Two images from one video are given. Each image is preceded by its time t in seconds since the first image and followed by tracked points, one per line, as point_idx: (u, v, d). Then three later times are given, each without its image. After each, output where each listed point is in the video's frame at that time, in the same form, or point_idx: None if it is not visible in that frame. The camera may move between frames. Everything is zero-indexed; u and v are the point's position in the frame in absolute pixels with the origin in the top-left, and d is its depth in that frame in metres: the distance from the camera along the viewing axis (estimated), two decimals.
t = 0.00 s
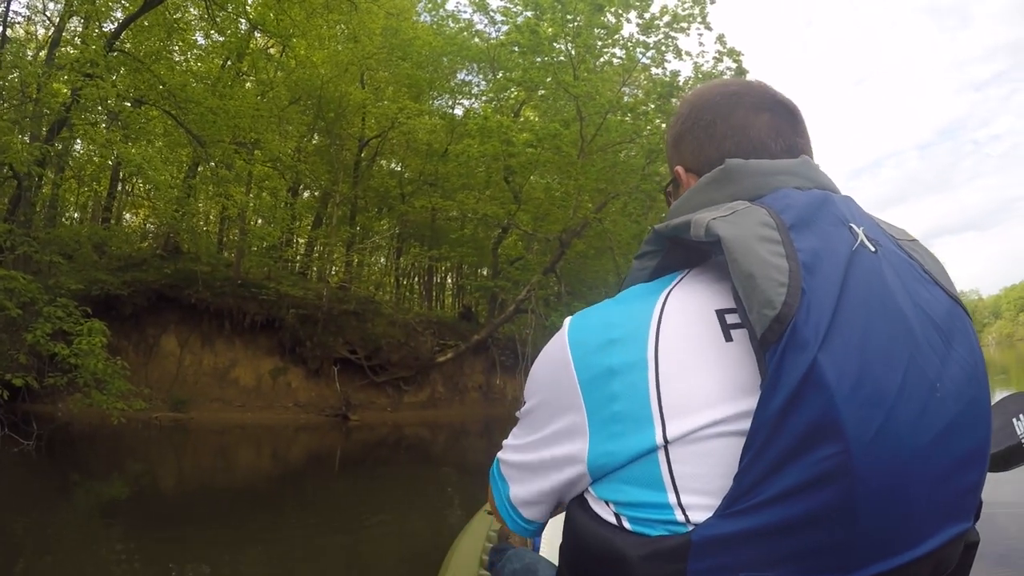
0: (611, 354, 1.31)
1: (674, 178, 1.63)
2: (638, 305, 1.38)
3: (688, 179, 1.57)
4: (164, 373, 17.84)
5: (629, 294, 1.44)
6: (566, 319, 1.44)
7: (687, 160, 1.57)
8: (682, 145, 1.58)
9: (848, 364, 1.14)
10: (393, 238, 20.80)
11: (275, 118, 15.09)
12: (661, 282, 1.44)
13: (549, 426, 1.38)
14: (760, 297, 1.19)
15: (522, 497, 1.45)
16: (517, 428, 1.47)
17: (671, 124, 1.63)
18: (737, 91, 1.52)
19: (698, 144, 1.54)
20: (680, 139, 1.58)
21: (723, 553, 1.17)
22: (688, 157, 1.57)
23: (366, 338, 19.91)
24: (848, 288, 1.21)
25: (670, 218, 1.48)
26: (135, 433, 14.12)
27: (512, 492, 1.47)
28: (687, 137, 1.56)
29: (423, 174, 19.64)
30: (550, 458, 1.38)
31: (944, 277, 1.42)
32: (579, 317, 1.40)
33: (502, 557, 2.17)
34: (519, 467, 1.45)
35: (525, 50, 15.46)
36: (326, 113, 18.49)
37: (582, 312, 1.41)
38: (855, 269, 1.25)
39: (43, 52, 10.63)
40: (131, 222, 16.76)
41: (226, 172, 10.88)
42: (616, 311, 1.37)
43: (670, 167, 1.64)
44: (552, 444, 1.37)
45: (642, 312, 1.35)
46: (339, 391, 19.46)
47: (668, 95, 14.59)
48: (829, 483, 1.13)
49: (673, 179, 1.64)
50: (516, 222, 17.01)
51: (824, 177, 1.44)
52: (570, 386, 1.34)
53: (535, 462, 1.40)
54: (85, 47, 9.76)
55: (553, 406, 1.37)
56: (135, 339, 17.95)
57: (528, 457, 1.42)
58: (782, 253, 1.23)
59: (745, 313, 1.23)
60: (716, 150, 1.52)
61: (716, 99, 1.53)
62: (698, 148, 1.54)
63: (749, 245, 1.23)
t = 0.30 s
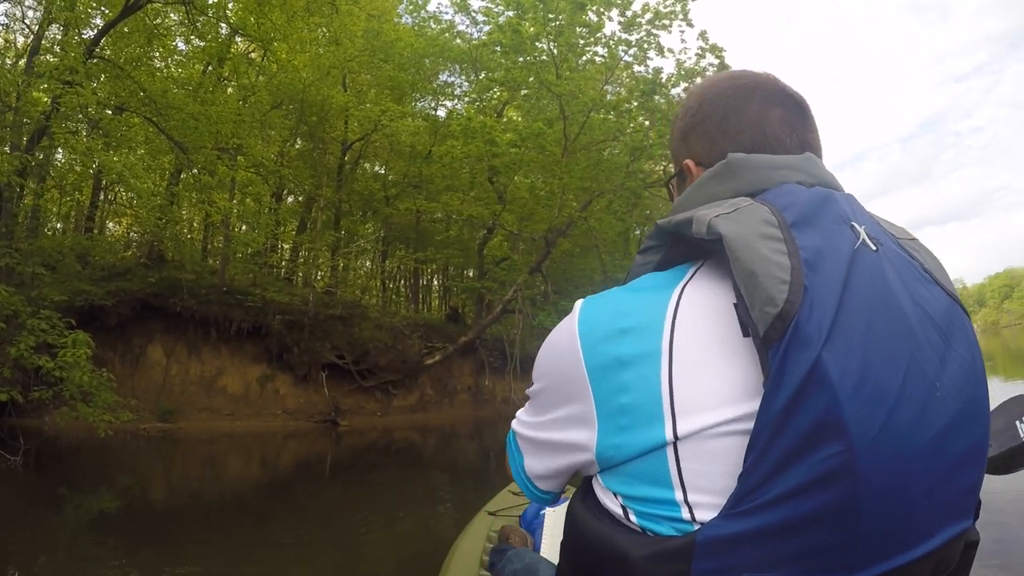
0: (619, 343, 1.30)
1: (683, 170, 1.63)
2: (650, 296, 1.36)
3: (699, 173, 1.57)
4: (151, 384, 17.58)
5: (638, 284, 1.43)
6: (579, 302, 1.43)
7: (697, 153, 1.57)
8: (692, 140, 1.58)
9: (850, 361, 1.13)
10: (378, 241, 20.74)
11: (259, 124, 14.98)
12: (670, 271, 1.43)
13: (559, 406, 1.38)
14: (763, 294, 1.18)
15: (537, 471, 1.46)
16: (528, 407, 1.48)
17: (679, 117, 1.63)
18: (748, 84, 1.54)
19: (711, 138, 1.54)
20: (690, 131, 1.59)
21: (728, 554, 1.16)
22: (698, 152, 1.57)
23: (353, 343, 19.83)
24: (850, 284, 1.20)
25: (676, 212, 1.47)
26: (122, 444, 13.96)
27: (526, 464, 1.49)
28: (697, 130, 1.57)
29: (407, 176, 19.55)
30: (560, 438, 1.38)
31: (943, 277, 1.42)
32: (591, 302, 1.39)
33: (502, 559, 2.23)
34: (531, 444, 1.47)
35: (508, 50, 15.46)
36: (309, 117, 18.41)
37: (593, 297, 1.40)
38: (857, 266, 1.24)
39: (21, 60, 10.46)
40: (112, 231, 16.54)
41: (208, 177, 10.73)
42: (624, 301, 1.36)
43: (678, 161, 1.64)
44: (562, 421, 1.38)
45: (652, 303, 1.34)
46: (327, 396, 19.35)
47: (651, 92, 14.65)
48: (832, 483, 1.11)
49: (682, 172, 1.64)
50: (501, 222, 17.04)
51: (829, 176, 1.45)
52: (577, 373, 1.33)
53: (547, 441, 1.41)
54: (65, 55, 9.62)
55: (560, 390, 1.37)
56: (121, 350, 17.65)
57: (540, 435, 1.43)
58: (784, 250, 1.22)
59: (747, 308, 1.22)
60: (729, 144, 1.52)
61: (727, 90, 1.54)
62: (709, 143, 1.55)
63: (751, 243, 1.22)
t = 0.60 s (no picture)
0: (622, 343, 1.30)
1: (693, 159, 1.63)
2: (659, 295, 1.36)
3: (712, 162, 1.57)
4: (140, 386, 17.45)
5: (647, 282, 1.43)
6: (584, 301, 1.43)
7: (710, 143, 1.58)
8: (705, 130, 1.58)
9: (857, 363, 1.13)
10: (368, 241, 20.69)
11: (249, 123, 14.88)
12: (679, 269, 1.43)
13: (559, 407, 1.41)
14: (772, 292, 1.18)
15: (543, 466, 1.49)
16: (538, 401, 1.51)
17: (691, 103, 1.63)
18: (766, 74, 1.55)
19: (727, 129, 1.54)
20: (703, 120, 1.59)
21: (734, 556, 1.16)
22: (712, 142, 1.57)
23: (343, 343, 19.76)
24: (858, 284, 1.21)
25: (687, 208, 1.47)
26: (111, 447, 13.86)
27: (536, 469, 1.50)
28: (711, 118, 1.57)
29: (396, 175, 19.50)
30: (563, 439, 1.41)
31: (952, 278, 1.42)
32: (597, 301, 1.40)
33: (502, 559, 2.27)
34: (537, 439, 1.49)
35: (498, 49, 15.45)
36: (297, 116, 18.34)
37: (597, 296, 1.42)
38: (866, 265, 1.24)
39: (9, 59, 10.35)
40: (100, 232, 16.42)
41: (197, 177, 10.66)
42: (633, 301, 1.37)
43: (690, 150, 1.64)
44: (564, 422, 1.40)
45: (661, 302, 1.35)
46: (317, 397, 19.28)
47: (641, 91, 14.75)
48: (837, 485, 1.12)
49: (690, 162, 1.64)
50: (491, 221, 17.04)
51: (839, 171, 1.47)
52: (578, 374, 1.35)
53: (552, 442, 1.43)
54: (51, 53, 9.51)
55: (566, 392, 1.38)
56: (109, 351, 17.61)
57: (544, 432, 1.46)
58: (794, 248, 1.22)
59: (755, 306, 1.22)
60: (745, 135, 1.53)
61: (743, 79, 1.55)
62: (724, 134, 1.55)
63: (761, 241, 1.22)
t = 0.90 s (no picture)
0: (618, 348, 1.30)
1: (694, 157, 1.63)
2: (656, 297, 1.36)
3: (715, 159, 1.56)
4: (131, 382, 17.37)
5: (644, 285, 1.43)
6: (581, 309, 1.44)
7: (714, 141, 1.57)
8: (708, 128, 1.58)
9: (857, 363, 1.13)
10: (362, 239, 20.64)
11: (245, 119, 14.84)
12: (678, 271, 1.43)
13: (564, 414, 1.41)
14: (771, 292, 1.17)
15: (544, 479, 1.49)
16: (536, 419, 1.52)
17: (692, 102, 1.63)
18: (768, 75, 1.56)
19: (732, 127, 1.54)
20: (705, 118, 1.59)
21: (732, 556, 1.16)
22: (716, 140, 1.57)
23: (335, 342, 19.70)
24: (859, 285, 1.21)
25: (688, 210, 1.46)
26: (101, 444, 13.77)
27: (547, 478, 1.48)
28: (714, 116, 1.57)
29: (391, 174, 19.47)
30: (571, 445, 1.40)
31: (954, 278, 1.42)
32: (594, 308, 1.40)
33: (502, 558, 2.24)
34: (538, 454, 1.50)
35: (495, 49, 15.48)
36: (293, 113, 18.31)
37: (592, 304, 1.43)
38: (867, 265, 1.24)
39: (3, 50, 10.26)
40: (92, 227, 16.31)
41: (191, 173, 10.59)
42: (629, 304, 1.36)
43: (692, 149, 1.63)
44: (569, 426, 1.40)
45: (659, 304, 1.34)
46: (309, 395, 19.20)
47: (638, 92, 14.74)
48: (837, 486, 1.12)
49: (690, 160, 1.63)
50: (485, 221, 17.05)
51: (840, 172, 1.47)
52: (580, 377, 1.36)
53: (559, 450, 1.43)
54: (46, 46, 9.42)
55: (568, 399, 1.38)
56: (100, 347, 17.54)
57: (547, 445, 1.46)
58: (795, 248, 1.22)
59: (754, 306, 1.22)
60: (751, 134, 1.53)
61: (747, 79, 1.55)
62: (728, 132, 1.55)
63: (762, 241, 1.22)
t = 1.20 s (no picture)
0: (624, 352, 1.29)
1: (695, 151, 1.65)
2: (663, 296, 1.36)
3: (717, 152, 1.59)
4: (121, 377, 17.25)
5: (651, 284, 1.42)
6: (581, 311, 1.43)
7: (716, 134, 1.59)
8: (710, 122, 1.60)
9: (868, 368, 1.13)
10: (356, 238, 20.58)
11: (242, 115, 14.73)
12: (686, 270, 1.43)
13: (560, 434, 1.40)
14: (783, 297, 1.17)
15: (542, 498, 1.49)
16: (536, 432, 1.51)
17: (692, 95, 1.65)
18: (768, 68, 1.59)
19: (733, 120, 1.57)
20: (706, 110, 1.62)
21: (739, 561, 1.15)
22: (718, 132, 1.59)
23: (328, 340, 19.63)
24: (869, 287, 1.20)
25: (694, 206, 1.47)
26: (90, 438, 13.68)
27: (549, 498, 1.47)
28: (716, 108, 1.60)
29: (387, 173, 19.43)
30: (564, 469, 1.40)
31: (960, 276, 1.43)
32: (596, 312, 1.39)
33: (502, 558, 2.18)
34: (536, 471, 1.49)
35: (494, 49, 15.48)
36: (289, 110, 18.27)
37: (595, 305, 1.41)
38: (877, 266, 1.24)
39: None
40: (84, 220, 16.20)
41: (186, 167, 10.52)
42: (636, 306, 1.35)
43: (693, 142, 1.65)
44: (565, 448, 1.39)
45: (667, 305, 1.33)
46: (300, 394, 19.12)
47: (637, 95, 14.96)
48: (847, 489, 1.11)
49: (691, 155, 1.66)
50: (480, 222, 17.06)
51: (846, 165, 1.49)
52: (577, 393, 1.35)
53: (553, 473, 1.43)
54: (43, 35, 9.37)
55: (570, 408, 1.37)
56: (91, 342, 17.44)
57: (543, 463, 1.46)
58: (806, 249, 1.21)
59: (765, 310, 1.21)
60: (753, 125, 1.55)
61: (747, 71, 1.59)
62: (730, 125, 1.57)
63: (774, 241, 1.21)
